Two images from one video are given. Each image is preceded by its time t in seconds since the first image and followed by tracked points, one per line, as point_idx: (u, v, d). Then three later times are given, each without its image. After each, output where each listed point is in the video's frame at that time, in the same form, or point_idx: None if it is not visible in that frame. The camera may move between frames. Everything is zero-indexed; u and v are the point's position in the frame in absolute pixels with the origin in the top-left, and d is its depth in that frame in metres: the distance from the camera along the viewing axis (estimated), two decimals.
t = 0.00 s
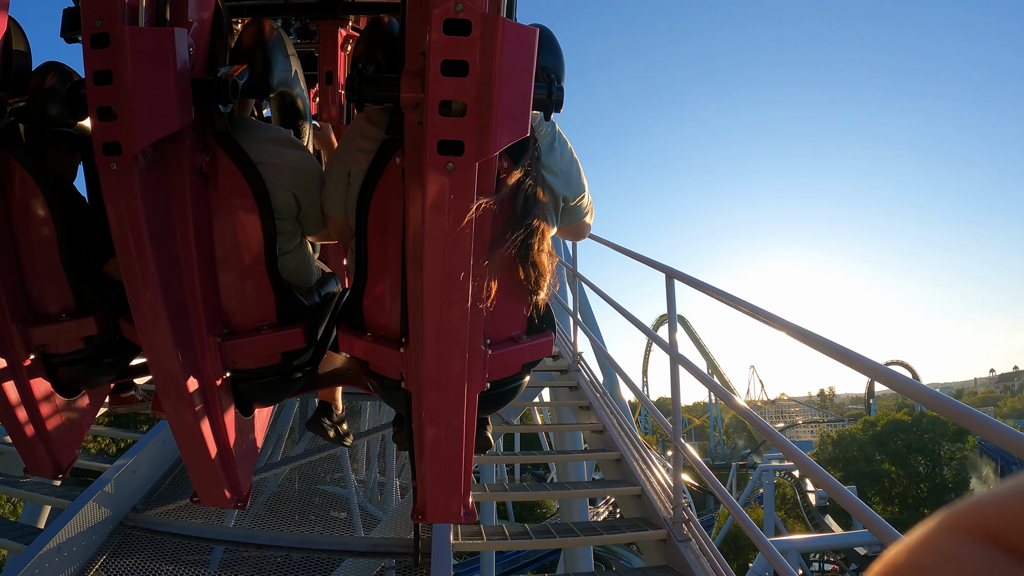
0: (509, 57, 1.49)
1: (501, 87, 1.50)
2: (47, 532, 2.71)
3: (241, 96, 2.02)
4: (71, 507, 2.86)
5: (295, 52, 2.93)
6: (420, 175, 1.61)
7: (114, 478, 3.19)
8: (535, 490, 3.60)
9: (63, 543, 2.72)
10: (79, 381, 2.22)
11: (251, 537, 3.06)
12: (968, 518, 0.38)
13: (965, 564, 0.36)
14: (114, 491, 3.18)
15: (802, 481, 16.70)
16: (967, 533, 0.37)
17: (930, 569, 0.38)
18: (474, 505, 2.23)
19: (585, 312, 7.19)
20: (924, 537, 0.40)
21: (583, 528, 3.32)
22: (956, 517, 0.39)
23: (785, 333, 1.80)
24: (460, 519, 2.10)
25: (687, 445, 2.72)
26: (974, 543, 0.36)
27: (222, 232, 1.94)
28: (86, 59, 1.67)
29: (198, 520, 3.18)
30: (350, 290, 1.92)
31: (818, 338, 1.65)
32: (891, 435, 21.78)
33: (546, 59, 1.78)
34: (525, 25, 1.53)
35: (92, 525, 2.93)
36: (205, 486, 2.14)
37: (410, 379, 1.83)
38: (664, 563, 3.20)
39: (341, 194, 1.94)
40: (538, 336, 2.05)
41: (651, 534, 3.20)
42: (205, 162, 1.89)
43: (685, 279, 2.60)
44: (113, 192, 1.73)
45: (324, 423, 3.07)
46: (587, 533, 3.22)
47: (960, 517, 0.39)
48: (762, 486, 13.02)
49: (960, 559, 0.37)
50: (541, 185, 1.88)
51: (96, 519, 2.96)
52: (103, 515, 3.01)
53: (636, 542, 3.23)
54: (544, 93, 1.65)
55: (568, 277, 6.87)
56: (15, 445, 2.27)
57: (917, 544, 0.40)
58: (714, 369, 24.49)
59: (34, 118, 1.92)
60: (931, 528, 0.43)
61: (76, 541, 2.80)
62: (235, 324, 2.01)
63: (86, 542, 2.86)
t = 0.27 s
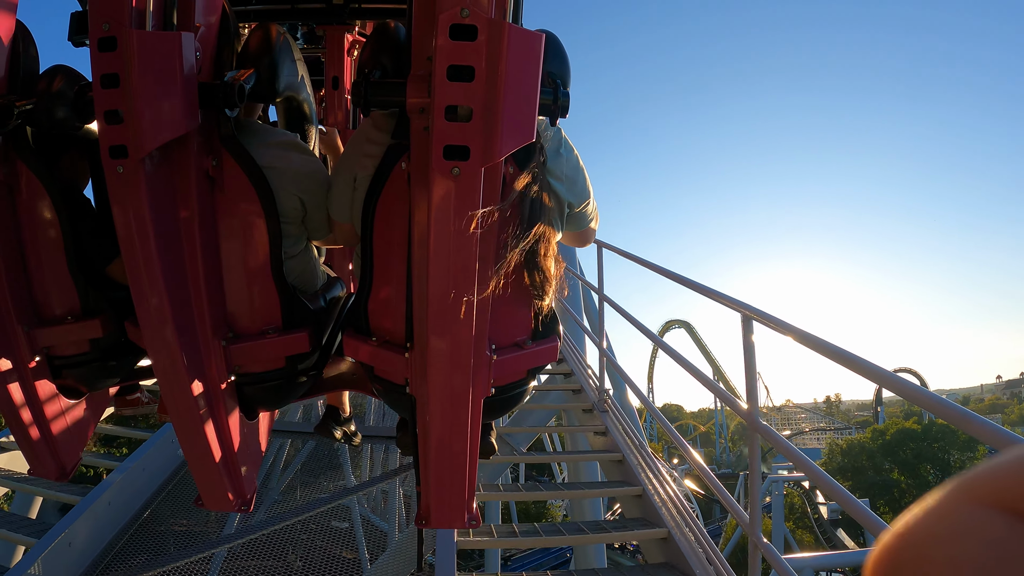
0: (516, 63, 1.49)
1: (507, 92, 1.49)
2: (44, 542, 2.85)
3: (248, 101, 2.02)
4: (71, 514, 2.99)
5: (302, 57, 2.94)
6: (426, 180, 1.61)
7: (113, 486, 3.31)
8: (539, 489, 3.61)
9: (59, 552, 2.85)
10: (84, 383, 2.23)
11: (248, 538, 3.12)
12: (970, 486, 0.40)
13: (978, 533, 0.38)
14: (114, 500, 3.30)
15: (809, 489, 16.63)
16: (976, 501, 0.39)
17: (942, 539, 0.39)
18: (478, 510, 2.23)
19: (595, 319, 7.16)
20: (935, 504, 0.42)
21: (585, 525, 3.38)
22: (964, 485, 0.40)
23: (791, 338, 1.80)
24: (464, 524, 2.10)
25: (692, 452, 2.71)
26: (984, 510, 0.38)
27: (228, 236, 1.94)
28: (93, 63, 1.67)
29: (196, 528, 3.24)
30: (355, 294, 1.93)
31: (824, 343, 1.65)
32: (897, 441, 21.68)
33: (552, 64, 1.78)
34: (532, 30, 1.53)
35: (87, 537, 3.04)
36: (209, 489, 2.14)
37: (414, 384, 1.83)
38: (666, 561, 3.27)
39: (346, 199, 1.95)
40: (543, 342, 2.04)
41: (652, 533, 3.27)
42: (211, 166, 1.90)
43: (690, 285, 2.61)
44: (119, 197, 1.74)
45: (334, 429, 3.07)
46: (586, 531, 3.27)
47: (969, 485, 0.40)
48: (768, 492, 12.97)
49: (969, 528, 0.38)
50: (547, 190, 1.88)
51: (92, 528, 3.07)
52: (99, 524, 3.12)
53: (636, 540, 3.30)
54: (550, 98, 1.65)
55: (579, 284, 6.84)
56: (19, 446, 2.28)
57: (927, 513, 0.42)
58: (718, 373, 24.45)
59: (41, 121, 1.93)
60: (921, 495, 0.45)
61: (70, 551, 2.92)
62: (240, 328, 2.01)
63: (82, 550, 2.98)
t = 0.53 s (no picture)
0: (521, 70, 1.50)
1: (512, 99, 1.50)
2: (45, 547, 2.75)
3: (253, 106, 2.03)
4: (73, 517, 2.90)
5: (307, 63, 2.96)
6: (431, 186, 1.62)
7: (113, 488, 3.21)
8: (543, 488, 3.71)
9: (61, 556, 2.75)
10: (89, 386, 2.24)
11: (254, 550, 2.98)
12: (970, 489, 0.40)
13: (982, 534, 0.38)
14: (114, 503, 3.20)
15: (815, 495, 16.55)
16: (978, 504, 0.39)
17: (945, 540, 0.39)
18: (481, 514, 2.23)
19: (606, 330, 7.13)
20: (937, 507, 0.42)
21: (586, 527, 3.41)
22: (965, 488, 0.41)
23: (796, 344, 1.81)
24: (467, 529, 2.10)
25: (697, 457, 2.71)
26: (986, 512, 0.39)
27: (233, 241, 1.95)
28: (100, 68, 1.67)
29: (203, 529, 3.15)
30: (360, 299, 1.93)
31: (830, 349, 1.65)
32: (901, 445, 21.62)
33: (556, 71, 1.79)
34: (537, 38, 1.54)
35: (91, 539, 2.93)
36: (213, 493, 2.14)
37: (419, 389, 1.83)
38: (665, 560, 3.29)
39: (352, 204, 1.96)
40: (547, 347, 2.05)
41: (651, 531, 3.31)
42: (217, 171, 1.91)
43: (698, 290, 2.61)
44: (125, 201, 1.75)
45: (341, 429, 3.09)
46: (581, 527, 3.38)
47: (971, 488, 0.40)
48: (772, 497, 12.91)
49: (972, 530, 0.38)
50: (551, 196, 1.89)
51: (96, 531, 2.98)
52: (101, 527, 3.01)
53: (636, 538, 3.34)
54: (555, 105, 1.66)
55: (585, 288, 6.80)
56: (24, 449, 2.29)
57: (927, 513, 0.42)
58: (722, 376, 24.40)
59: (48, 125, 1.95)
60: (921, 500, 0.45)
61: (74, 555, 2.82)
62: (245, 332, 2.02)
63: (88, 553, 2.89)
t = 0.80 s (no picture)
0: (523, 71, 1.50)
1: (514, 101, 1.50)
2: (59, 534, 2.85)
3: (256, 107, 2.03)
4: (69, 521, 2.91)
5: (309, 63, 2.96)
6: (433, 187, 1.62)
7: (124, 482, 3.34)
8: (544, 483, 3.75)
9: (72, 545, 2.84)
10: (91, 386, 2.24)
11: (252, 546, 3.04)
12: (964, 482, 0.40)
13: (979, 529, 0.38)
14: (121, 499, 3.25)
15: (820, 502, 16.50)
16: (976, 496, 0.39)
17: (942, 535, 0.40)
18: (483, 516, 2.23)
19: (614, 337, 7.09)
20: (935, 500, 0.42)
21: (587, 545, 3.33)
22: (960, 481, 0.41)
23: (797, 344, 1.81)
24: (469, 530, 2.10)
25: (699, 458, 2.71)
26: (984, 505, 0.38)
27: (236, 241, 1.96)
28: (102, 69, 1.67)
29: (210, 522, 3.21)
30: (362, 301, 1.94)
31: (833, 350, 1.64)
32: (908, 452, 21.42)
33: (558, 72, 1.79)
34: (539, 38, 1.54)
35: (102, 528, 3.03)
36: (215, 493, 2.15)
37: (420, 389, 1.84)
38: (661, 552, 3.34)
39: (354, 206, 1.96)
40: (549, 348, 2.05)
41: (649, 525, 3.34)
42: (219, 172, 1.91)
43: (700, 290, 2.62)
44: (127, 202, 1.75)
45: (341, 432, 3.08)
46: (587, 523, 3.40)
47: (965, 480, 0.40)
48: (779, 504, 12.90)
49: (969, 525, 0.38)
50: (553, 196, 1.89)
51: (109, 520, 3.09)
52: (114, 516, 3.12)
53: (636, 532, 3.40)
54: (557, 106, 1.66)
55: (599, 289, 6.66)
56: (27, 450, 2.28)
57: (923, 508, 0.42)
58: (723, 377, 24.39)
59: (50, 127, 1.95)
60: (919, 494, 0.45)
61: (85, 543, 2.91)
62: (247, 333, 2.02)
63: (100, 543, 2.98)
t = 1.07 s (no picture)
0: (524, 72, 1.50)
1: (515, 102, 1.50)
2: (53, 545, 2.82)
3: (257, 109, 2.04)
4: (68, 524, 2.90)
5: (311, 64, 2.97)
6: (434, 188, 1.62)
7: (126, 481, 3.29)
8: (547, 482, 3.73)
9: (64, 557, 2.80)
10: (91, 387, 2.24)
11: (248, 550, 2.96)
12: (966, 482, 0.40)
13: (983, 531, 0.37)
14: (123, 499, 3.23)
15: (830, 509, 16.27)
16: (976, 493, 0.39)
17: (943, 532, 0.39)
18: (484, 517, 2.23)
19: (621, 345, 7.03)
20: (936, 497, 0.42)
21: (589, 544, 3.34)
22: (962, 480, 0.40)
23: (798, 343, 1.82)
24: (470, 531, 2.10)
25: (701, 458, 2.71)
26: (985, 503, 0.38)
27: (237, 243, 1.96)
28: (103, 70, 1.68)
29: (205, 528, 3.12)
30: (364, 302, 1.94)
31: (835, 351, 1.64)
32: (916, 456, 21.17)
33: (560, 73, 1.79)
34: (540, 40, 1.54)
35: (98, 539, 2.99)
36: (216, 495, 2.15)
37: (421, 390, 1.84)
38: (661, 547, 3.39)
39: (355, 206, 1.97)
40: (550, 349, 2.05)
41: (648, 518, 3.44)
42: (220, 173, 1.91)
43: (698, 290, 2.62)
44: (128, 203, 1.75)
45: (342, 433, 3.09)
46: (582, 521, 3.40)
47: (969, 480, 0.40)
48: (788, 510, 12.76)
49: (971, 524, 0.38)
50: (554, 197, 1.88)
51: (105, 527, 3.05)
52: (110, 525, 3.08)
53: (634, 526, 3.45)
54: (558, 107, 1.66)
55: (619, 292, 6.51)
56: (29, 451, 2.29)
57: (925, 507, 0.42)
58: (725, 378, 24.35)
59: (50, 128, 1.95)
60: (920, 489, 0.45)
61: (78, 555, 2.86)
62: (248, 334, 2.02)
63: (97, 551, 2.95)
